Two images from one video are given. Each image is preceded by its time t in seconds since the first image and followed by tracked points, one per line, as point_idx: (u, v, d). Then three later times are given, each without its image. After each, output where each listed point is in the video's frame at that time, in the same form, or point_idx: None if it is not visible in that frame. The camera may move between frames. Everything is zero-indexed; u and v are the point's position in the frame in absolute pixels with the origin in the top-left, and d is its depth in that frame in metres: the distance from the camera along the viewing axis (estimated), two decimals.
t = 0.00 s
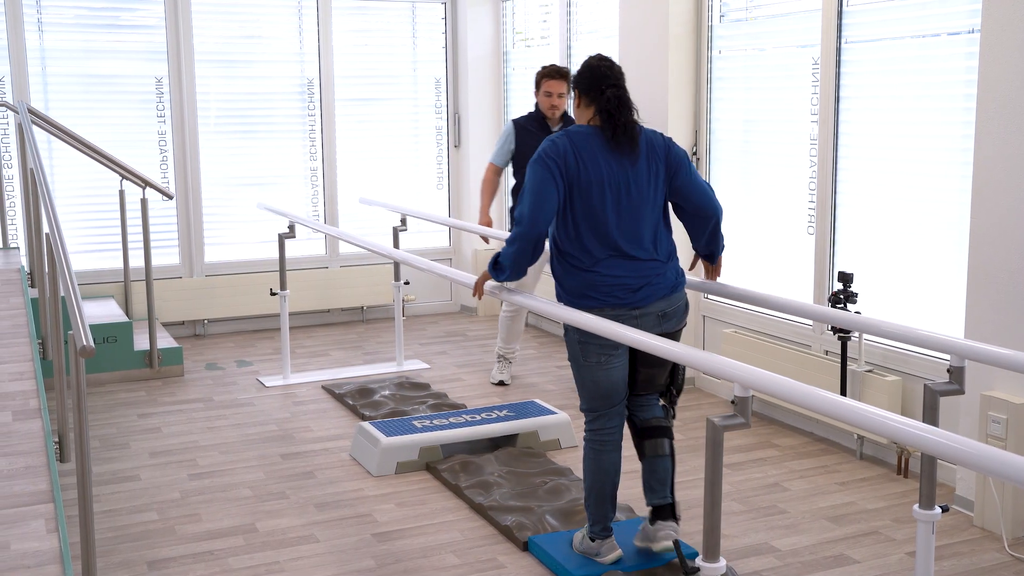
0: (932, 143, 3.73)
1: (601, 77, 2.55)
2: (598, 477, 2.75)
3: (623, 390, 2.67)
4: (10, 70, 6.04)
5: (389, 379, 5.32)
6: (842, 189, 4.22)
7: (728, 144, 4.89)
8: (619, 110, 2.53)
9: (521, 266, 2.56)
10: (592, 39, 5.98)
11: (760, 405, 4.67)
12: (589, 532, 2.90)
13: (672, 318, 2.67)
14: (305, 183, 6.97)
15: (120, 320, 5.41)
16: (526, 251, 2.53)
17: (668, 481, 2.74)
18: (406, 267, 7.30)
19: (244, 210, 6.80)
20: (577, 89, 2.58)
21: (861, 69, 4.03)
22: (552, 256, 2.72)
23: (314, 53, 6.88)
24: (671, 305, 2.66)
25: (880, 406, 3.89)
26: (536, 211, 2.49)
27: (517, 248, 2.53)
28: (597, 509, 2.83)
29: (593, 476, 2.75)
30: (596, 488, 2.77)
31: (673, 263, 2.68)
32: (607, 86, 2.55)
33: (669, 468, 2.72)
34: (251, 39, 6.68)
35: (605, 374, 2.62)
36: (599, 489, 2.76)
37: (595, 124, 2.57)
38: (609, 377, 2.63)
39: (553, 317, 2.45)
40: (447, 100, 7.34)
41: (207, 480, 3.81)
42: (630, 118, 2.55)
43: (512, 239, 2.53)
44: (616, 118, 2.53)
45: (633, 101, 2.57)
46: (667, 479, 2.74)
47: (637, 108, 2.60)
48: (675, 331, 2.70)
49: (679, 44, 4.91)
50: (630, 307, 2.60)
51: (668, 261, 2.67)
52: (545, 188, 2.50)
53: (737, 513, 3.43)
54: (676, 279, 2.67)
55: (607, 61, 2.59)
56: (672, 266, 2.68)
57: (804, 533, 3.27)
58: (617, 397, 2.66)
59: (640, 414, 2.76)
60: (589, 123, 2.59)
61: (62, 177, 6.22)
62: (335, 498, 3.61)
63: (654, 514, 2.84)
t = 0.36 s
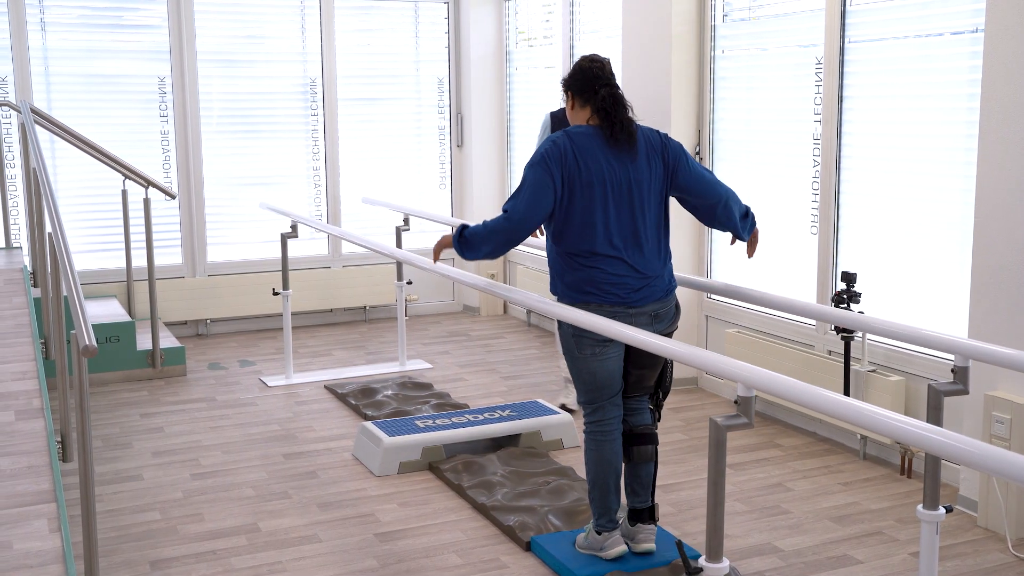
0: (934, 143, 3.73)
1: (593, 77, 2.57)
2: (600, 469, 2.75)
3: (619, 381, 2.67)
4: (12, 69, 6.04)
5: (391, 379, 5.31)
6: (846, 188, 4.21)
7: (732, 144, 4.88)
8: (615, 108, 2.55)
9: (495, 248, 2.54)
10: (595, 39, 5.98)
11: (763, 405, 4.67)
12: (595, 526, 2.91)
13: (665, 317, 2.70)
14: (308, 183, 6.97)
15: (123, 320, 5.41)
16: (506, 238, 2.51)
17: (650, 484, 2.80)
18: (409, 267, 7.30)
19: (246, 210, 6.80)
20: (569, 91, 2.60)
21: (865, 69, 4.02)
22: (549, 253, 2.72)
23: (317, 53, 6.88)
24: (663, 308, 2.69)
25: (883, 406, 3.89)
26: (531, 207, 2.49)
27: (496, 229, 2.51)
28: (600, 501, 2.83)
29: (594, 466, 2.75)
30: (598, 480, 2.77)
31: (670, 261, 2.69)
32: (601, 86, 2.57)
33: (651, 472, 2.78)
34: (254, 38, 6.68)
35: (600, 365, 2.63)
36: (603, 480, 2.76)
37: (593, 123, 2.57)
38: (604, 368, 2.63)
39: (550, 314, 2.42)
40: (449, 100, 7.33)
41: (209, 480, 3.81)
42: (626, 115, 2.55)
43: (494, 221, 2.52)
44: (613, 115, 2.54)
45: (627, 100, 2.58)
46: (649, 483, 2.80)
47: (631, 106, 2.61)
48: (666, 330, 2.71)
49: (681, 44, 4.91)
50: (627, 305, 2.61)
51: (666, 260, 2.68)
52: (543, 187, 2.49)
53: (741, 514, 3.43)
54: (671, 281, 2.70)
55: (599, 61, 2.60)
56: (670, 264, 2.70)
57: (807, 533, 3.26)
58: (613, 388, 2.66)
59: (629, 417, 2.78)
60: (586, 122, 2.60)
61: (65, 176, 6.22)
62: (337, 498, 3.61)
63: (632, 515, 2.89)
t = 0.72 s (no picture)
0: (936, 144, 3.73)
1: (611, 77, 2.58)
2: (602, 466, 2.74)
3: (624, 377, 2.68)
4: (15, 69, 6.05)
5: (394, 379, 5.32)
6: (849, 189, 4.20)
7: (734, 145, 4.88)
8: (635, 107, 2.55)
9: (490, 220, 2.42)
10: (598, 39, 5.98)
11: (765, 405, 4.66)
12: (597, 525, 2.91)
13: (671, 315, 2.72)
14: (310, 183, 6.97)
15: (126, 320, 5.41)
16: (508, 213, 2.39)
17: (657, 488, 2.80)
18: (411, 267, 7.30)
19: (248, 210, 6.80)
20: (586, 89, 2.59)
21: (867, 69, 4.02)
22: (559, 248, 2.71)
23: (319, 53, 6.89)
24: (670, 306, 2.70)
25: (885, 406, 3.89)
26: (545, 195, 2.44)
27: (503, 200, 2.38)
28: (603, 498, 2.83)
29: (597, 463, 2.75)
30: (602, 477, 2.77)
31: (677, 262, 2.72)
32: (620, 85, 2.58)
33: (658, 477, 2.77)
34: (256, 38, 6.69)
35: (604, 361, 2.64)
36: (606, 476, 2.76)
37: (613, 122, 2.57)
38: (608, 364, 2.64)
39: (555, 314, 2.41)
40: (452, 100, 7.33)
41: (212, 480, 3.81)
42: (646, 114, 2.56)
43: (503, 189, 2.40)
44: (633, 113, 2.54)
45: (646, 100, 2.59)
46: (655, 487, 2.80)
47: (649, 105, 2.62)
48: (673, 329, 2.73)
49: (684, 43, 4.91)
50: (635, 303, 2.63)
51: (674, 259, 2.70)
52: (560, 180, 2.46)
53: (743, 514, 3.42)
54: (677, 282, 2.72)
55: (616, 61, 2.61)
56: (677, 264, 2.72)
57: (810, 533, 3.26)
58: (617, 384, 2.67)
59: (640, 421, 2.75)
60: (604, 120, 2.60)
61: (68, 177, 6.22)
62: (339, 498, 3.61)
63: (636, 517, 2.89)
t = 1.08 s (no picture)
0: (937, 144, 3.73)
1: (627, 79, 2.57)
2: (608, 471, 2.74)
3: (631, 380, 2.68)
4: (18, 69, 6.06)
5: (396, 379, 5.32)
6: (851, 189, 4.20)
7: (736, 145, 4.88)
8: (654, 110, 2.54)
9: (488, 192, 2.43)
10: (600, 39, 5.97)
11: (768, 405, 4.66)
12: (602, 529, 2.89)
13: (680, 319, 2.73)
14: (313, 183, 6.97)
15: (128, 320, 5.41)
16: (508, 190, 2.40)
17: (664, 494, 2.80)
18: (413, 267, 7.30)
19: (251, 210, 6.81)
20: (603, 92, 2.58)
21: (871, 69, 4.01)
22: (570, 248, 2.70)
23: (322, 53, 6.89)
24: (679, 310, 2.71)
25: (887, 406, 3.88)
26: (554, 186, 2.45)
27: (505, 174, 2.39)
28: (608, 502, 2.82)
29: (602, 467, 2.75)
30: (607, 481, 2.76)
31: (688, 266, 2.72)
32: (637, 87, 2.57)
33: (666, 483, 2.77)
34: (259, 39, 6.69)
35: (611, 365, 2.64)
36: (612, 481, 2.75)
37: (631, 126, 2.56)
38: (616, 369, 2.64)
39: (559, 316, 2.40)
40: (454, 100, 7.33)
41: (214, 480, 3.81)
42: (664, 118, 2.55)
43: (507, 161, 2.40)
44: (651, 116, 2.53)
45: (664, 103, 2.58)
46: (663, 492, 2.79)
47: (667, 109, 2.61)
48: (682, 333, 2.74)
49: (686, 44, 4.91)
50: (645, 307, 2.63)
51: (685, 263, 2.71)
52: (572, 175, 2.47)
53: (746, 514, 3.42)
54: (688, 286, 2.72)
55: (634, 64, 2.60)
56: (688, 268, 2.73)
57: (813, 534, 3.26)
58: (624, 388, 2.67)
59: (650, 426, 2.73)
60: (621, 123, 2.59)
61: (70, 176, 6.23)
62: (342, 498, 3.61)
63: (641, 521, 2.89)
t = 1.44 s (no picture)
0: (938, 143, 3.73)
1: (634, 80, 2.56)
2: (610, 472, 2.75)
3: (634, 383, 2.68)
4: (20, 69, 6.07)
5: (398, 379, 5.32)
6: (854, 188, 4.20)
7: (738, 145, 4.87)
8: (660, 110, 2.54)
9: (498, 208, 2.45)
10: (602, 39, 5.97)
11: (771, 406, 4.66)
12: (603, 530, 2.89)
13: (685, 322, 2.73)
14: (315, 183, 6.98)
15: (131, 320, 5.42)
16: (518, 205, 2.43)
17: (667, 496, 2.80)
18: (415, 267, 7.31)
19: (253, 210, 6.81)
20: (610, 93, 2.58)
21: (873, 69, 4.01)
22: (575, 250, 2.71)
23: (324, 54, 6.89)
24: (684, 314, 2.71)
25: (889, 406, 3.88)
26: (565, 196, 2.47)
27: (515, 190, 2.41)
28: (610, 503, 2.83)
29: (605, 469, 2.76)
30: (609, 482, 2.76)
31: (693, 269, 2.72)
32: (643, 88, 2.56)
33: (669, 485, 2.76)
34: (261, 39, 6.69)
35: (614, 367, 2.64)
36: (614, 483, 2.76)
37: (637, 127, 2.56)
38: (619, 371, 2.64)
39: (562, 315, 2.40)
40: (456, 100, 7.33)
41: (216, 480, 3.81)
42: (670, 119, 2.55)
43: (517, 175, 2.42)
44: (657, 117, 2.53)
45: (670, 104, 2.58)
46: (665, 494, 2.79)
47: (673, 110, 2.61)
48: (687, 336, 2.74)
49: (687, 44, 4.90)
50: (650, 311, 2.63)
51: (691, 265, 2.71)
52: (580, 182, 2.48)
53: (748, 515, 3.42)
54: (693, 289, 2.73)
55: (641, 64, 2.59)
56: (693, 271, 2.73)
57: (815, 534, 3.25)
58: (627, 390, 2.67)
59: (654, 428, 2.73)
60: (628, 124, 2.58)
61: (72, 177, 6.24)
62: (344, 498, 3.61)
63: (643, 522, 2.88)
